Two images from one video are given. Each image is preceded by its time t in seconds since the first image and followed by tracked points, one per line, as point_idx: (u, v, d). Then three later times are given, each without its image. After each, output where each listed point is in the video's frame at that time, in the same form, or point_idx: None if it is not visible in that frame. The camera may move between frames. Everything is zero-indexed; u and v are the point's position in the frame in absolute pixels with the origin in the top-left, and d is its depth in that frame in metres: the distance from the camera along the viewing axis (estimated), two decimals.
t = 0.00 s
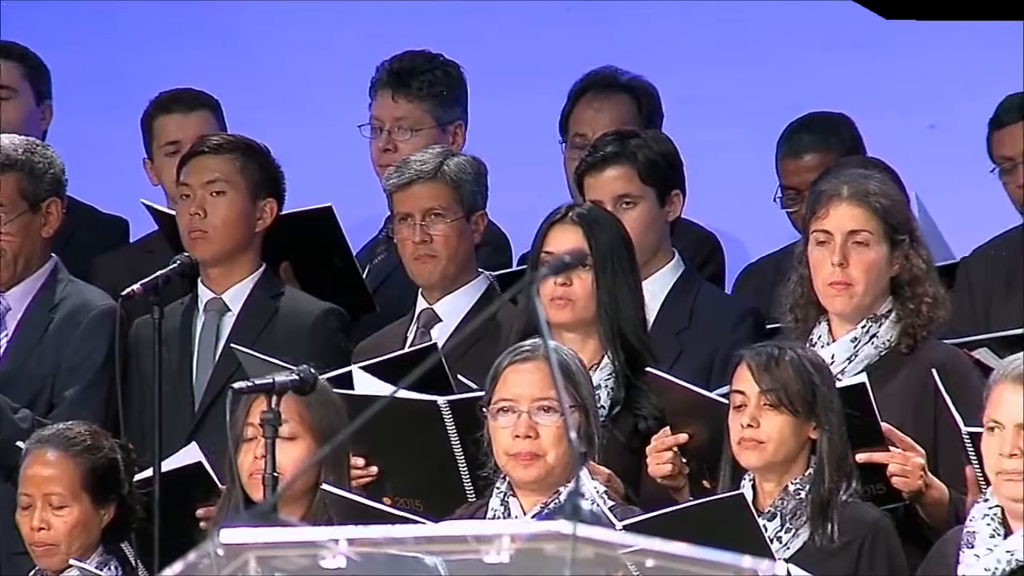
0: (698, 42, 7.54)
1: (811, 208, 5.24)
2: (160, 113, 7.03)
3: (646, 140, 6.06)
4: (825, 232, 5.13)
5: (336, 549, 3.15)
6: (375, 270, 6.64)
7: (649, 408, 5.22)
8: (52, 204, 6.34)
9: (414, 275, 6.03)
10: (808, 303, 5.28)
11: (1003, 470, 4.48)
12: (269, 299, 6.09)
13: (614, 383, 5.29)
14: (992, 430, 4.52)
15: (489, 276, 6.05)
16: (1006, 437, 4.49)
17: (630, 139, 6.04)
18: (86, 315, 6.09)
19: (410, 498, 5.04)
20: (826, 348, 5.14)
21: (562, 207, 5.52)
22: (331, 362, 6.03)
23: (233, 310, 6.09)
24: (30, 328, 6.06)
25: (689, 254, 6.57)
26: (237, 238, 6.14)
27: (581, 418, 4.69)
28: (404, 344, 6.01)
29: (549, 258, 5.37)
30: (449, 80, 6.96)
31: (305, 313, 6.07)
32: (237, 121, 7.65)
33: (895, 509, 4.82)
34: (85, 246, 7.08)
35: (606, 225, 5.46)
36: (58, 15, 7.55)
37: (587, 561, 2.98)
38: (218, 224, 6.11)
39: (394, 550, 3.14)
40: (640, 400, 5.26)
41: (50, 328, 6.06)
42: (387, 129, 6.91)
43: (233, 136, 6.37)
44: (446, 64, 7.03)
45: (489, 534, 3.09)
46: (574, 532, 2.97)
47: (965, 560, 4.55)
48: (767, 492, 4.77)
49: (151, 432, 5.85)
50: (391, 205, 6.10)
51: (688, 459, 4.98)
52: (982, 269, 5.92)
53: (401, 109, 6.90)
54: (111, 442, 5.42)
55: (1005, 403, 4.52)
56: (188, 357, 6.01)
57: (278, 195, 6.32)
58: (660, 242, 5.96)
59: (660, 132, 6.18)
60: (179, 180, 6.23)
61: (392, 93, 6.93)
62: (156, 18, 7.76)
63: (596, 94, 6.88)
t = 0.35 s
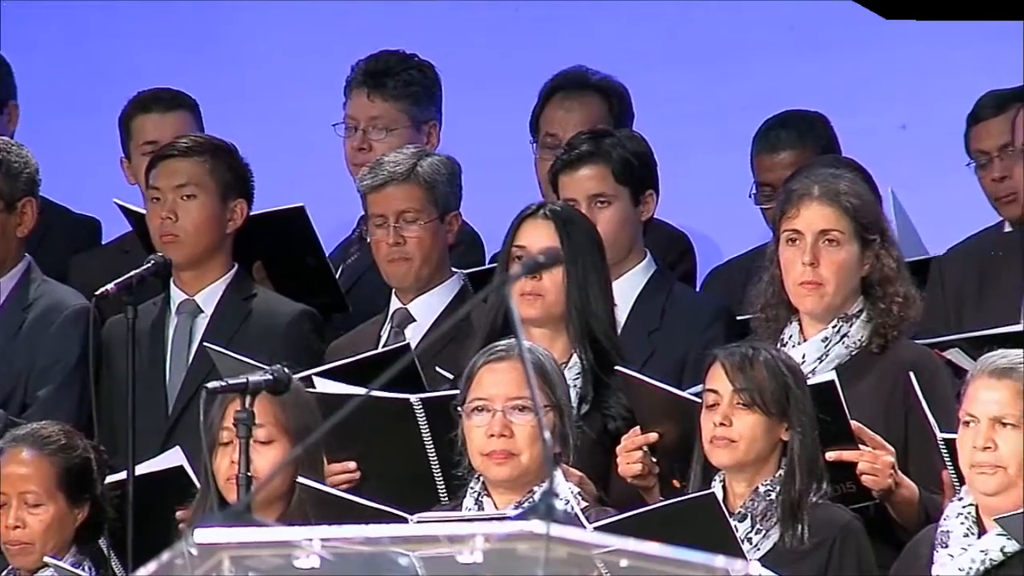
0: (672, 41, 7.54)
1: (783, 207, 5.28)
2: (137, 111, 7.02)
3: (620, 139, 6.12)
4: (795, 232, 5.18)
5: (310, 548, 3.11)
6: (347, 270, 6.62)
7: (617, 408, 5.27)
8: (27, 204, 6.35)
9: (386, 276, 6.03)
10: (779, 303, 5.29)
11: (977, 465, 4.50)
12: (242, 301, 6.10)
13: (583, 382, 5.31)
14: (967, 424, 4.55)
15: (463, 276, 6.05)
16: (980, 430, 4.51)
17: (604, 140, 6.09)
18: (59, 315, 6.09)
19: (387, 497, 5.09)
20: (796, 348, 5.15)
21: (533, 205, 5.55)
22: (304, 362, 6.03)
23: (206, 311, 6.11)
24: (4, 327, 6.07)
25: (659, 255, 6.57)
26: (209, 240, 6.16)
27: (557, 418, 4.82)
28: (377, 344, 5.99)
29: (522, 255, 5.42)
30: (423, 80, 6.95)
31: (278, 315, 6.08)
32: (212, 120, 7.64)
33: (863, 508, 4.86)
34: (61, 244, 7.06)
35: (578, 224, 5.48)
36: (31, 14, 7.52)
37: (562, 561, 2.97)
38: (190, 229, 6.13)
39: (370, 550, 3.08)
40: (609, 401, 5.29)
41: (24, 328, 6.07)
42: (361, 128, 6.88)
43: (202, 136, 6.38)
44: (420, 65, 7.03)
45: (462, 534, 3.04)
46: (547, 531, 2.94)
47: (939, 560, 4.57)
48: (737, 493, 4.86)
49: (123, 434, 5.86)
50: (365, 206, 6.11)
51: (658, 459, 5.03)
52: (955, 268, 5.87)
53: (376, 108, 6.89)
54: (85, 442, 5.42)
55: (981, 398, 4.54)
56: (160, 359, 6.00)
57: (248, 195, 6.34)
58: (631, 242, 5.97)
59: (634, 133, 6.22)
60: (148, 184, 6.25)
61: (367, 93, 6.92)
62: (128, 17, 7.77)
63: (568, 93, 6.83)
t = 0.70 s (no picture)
0: (646, 41, 7.54)
1: (754, 207, 5.28)
2: (113, 109, 7.02)
3: (588, 139, 6.12)
4: (767, 232, 5.20)
5: (281, 548, 3.14)
6: (318, 270, 6.61)
7: (583, 407, 5.25)
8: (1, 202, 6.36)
9: (358, 279, 6.04)
10: (750, 303, 5.29)
11: (950, 460, 4.52)
12: (213, 300, 6.13)
13: (548, 380, 5.32)
14: (941, 419, 4.57)
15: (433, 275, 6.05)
16: (953, 426, 4.54)
17: (572, 139, 6.08)
18: (30, 315, 6.11)
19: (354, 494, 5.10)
20: (767, 348, 5.17)
21: (497, 205, 5.56)
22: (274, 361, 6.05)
23: (178, 310, 6.14)
24: None
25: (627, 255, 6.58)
26: (182, 240, 6.18)
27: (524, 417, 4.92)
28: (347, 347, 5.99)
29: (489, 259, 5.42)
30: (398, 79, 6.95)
31: (249, 313, 6.11)
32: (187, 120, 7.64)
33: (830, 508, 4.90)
34: (35, 242, 7.07)
35: (542, 225, 5.49)
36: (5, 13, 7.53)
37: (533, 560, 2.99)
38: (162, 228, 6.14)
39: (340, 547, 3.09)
40: (575, 399, 5.27)
41: None
42: (335, 126, 6.88)
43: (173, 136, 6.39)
44: (395, 64, 7.02)
45: (432, 534, 3.03)
46: (519, 532, 2.94)
47: (912, 560, 4.59)
48: (707, 491, 4.89)
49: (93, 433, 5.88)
50: (335, 207, 6.10)
51: (629, 459, 5.07)
52: (926, 271, 5.83)
53: (350, 106, 6.89)
54: (57, 442, 5.39)
55: (956, 394, 4.57)
56: (131, 356, 6.04)
57: (219, 195, 6.35)
58: (599, 240, 5.98)
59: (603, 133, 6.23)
60: (120, 184, 6.25)
61: (341, 90, 6.91)
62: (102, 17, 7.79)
63: (536, 93, 6.81)
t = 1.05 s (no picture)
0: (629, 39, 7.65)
1: (734, 206, 5.28)
2: (94, 109, 7.02)
3: (559, 137, 6.11)
4: (748, 231, 5.19)
5: (258, 548, 3.22)
6: (296, 269, 6.60)
7: (555, 408, 5.26)
8: None
9: (334, 277, 6.03)
10: (732, 303, 5.29)
11: (928, 460, 4.55)
12: (190, 299, 6.12)
13: (521, 379, 5.35)
14: (918, 418, 4.59)
15: (411, 274, 6.07)
16: (932, 425, 4.56)
17: (541, 138, 6.07)
18: (7, 315, 6.16)
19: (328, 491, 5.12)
20: (748, 347, 5.16)
21: (469, 203, 5.59)
22: (251, 361, 6.02)
23: (155, 310, 6.13)
24: None
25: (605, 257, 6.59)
26: (159, 238, 6.16)
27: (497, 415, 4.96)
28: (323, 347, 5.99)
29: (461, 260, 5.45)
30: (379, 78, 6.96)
31: (227, 313, 6.10)
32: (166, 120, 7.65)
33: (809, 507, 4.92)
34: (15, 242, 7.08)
35: (514, 223, 5.53)
36: None
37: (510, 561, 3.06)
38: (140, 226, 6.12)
39: (316, 548, 3.19)
40: (546, 400, 5.28)
41: None
42: (313, 125, 6.86)
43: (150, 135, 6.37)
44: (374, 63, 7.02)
45: (408, 534, 3.12)
46: (496, 531, 3.03)
47: (891, 560, 4.60)
48: (689, 488, 4.90)
49: (70, 431, 5.89)
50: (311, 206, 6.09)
51: (609, 457, 5.10)
52: (904, 269, 5.86)
53: (327, 105, 6.87)
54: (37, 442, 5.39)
55: (933, 393, 4.60)
56: (109, 355, 6.04)
57: (197, 194, 6.33)
58: (572, 238, 5.98)
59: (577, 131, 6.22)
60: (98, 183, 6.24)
61: (320, 89, 6.90)
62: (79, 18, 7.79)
63: (521, 92, 6.81)
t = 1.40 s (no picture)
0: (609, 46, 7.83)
1: (714, 205, 5.29)
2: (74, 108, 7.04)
3: (535, 137, 6.11)
4: (726, 230, 5.20)
5: (237, 547, 3.12)
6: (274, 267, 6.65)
7: (531, 406, 5.26)
8: None
9: (308, 271, 6.03)
10: (712, 302, 5.29)
11: (904, 467, 4.62)
12: (167, 300, 6.12)
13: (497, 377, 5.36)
14: (893, 428, 4.65)
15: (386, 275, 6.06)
16: (906, 434, 4.63)
17: (518, 138, 6.07)
18: None
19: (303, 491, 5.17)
20: (728, 347, 5.17)
21: (444, 202, 5.61)
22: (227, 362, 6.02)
23: (131, 311, 6.13)
24: None
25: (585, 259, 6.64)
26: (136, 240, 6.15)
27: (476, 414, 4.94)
28: (299, 345, 5.96)
29: (435, 259, 5.49)
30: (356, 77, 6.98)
31: (202, 312, 6.11)
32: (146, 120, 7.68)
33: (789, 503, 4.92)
34: None
35: (488, 220, 5.56)
36: None
37: (490, 561, 3.00)
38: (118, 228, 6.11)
39: (294, 548, 3.10)
40: (523, 398, 5.28)
41: None
42: (291, 124, 6.88)
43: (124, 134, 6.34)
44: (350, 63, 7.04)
45: (386, 533, 3.04)
46: (474, 530, 2.94)
47: (869, 560, 4.67)
48: (671, 488, 4.89)
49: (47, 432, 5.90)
50: (289, 201, 6.10)
51: (590, 456, 5.14)
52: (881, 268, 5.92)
53: (304, 104, 6.89)
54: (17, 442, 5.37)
55: (904, 399, 4.67)
56: (86, 354, 6.05)
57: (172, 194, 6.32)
58: (547, 238, 5.98)
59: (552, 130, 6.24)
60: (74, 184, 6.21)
61: (298, 88, 6.91)
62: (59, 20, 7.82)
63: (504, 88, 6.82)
